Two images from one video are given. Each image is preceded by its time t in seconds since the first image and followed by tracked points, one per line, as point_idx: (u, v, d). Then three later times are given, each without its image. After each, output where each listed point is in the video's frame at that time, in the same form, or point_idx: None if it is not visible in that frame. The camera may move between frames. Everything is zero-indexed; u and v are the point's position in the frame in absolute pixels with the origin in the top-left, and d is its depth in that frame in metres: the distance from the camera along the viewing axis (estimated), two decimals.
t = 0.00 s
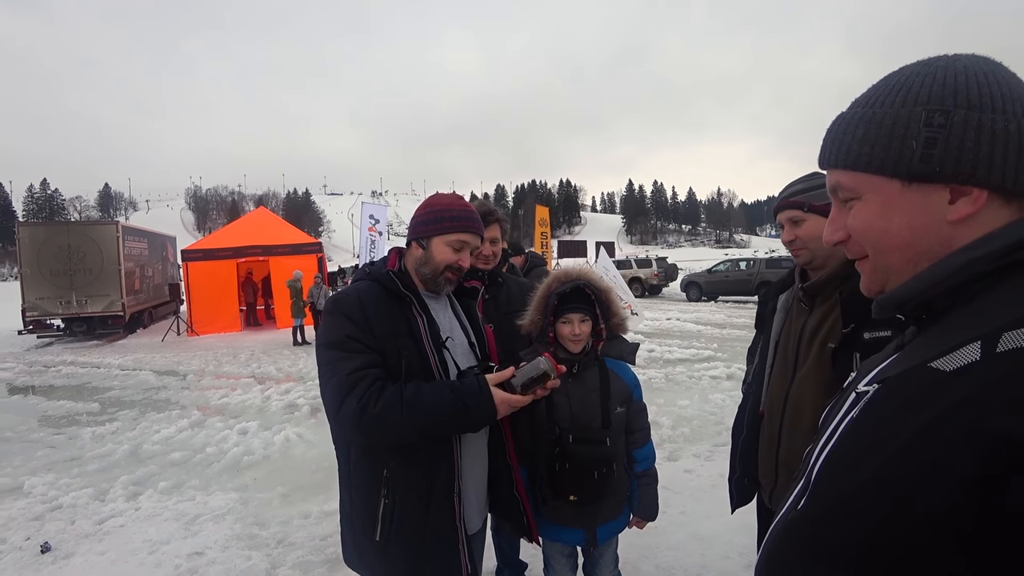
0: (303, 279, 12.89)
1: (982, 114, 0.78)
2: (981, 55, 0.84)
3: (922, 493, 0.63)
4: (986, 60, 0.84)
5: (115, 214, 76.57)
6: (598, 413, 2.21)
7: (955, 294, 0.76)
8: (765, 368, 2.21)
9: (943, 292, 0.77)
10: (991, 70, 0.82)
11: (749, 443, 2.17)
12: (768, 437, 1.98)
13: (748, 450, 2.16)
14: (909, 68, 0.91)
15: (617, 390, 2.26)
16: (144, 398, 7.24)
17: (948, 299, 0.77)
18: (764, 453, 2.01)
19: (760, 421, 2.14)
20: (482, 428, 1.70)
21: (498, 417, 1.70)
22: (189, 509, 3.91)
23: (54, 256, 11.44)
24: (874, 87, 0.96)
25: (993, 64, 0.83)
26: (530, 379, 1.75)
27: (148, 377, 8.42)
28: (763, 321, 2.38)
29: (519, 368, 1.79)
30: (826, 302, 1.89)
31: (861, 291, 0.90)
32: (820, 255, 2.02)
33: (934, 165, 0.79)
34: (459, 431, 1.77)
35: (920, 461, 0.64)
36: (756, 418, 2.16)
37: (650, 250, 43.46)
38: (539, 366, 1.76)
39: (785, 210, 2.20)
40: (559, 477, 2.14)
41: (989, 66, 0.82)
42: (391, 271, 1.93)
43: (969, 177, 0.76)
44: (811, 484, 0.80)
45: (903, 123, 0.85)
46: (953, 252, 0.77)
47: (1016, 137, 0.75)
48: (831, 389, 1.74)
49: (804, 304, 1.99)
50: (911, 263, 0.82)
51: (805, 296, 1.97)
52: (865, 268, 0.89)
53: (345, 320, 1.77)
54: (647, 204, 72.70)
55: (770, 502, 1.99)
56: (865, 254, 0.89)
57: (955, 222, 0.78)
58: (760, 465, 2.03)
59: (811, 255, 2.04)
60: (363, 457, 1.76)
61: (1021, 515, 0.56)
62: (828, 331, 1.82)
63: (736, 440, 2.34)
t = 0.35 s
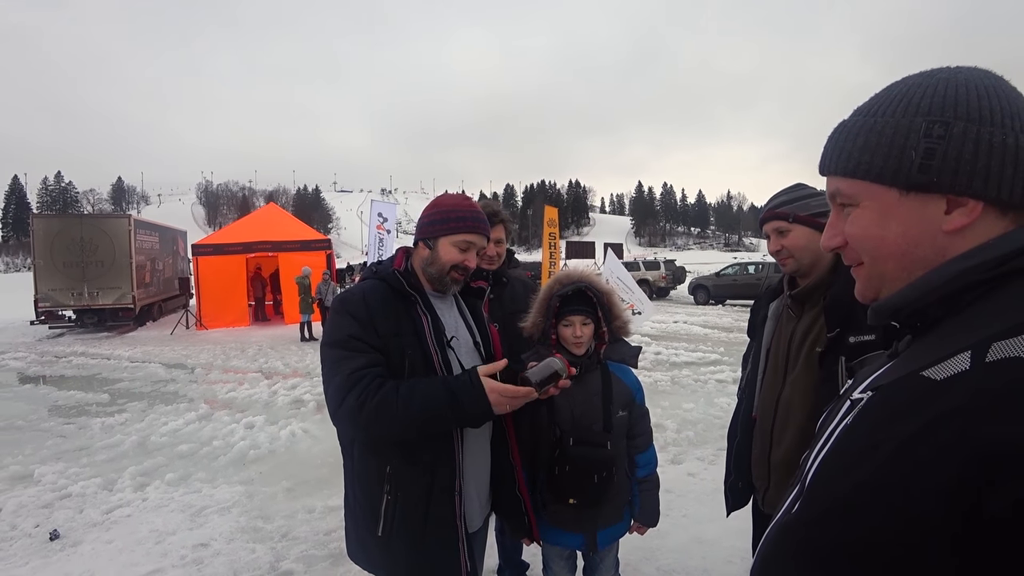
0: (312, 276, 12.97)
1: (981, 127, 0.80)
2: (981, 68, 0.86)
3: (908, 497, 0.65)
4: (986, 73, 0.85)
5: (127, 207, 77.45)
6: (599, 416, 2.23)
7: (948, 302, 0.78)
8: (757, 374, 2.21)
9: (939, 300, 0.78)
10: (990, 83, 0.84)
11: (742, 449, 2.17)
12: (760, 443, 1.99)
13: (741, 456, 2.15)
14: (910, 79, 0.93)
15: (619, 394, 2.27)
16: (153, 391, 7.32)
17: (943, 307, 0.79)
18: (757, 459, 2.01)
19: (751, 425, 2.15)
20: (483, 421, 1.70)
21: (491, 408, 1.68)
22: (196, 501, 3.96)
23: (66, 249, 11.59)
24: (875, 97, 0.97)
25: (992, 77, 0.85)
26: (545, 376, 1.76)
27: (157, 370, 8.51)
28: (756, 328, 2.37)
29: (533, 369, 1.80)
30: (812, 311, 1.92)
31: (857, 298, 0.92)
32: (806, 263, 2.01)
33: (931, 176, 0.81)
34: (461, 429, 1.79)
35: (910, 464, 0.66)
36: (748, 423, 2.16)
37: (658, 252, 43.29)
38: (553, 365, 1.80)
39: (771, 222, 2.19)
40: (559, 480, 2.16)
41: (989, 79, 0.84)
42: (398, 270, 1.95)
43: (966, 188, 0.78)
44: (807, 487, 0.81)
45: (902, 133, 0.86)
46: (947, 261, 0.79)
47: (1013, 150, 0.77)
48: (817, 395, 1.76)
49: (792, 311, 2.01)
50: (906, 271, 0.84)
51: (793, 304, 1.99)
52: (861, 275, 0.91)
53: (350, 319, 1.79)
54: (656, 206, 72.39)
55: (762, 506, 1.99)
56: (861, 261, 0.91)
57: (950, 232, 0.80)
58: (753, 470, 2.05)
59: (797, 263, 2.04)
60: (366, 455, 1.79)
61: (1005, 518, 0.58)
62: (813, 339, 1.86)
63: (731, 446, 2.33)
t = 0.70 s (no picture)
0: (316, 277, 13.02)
1: (973, 128, 0.80)
2: (972, 70, 0.87)
3: (904, 497, 0.66)
4: (977, 74, 0.86)
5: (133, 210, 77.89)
6: (602, 419, 2.23)
7: (945, 303, 0.78)
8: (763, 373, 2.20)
9: (935, 301, 0.79)
10: (980, 84, 0.84)
11: (744, 448, 2.16)
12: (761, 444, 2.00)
13: (743, 457, 2.16)
14: (902, 81, 0.93)
15: (623, 397, 2.27)
16: (159, 392, 7.37)
17: (940, 308, 0.79)
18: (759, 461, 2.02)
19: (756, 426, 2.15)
20: (481, 411, 1.70)
21: (489, 390, 1.70)
22: (202, 502, 3.99)
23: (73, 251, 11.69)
24: (868, 100, 0.98)
25: (982, 78, 0.85)
26: (548, 373, 1.80)
27: (163, 372, 8.57)
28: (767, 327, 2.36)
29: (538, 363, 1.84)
30: (825, 310, 1.91)
31: (855, 299, 0.93)
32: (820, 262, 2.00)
33: (924, 178, 0.81)
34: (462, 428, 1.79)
35: (907, 465, 0.66)
36: (753, 423, 2.17)
37: (662, 252, 43.20)
38: (557, 360, 1.83)
39: (783, 220, 2.24)
40: (561, 484, 2.16)
41: (979, 81, 0.84)
42: (398, 272, 1.95)
43: (959, 190, 0.78)
44: (806, 487, 0.81)
45: (895, 135, 0.87)
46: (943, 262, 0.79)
47: (1006, 150, 0.77)
48: (823, 397, 1.76)
49: (804, 311, 2.00)
50: (902, 273, 0.84)
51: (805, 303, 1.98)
52: (858, 277, 0.91)
53: (351, 322, 1.81)
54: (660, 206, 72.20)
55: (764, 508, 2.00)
56: (858, 264, 0.92)
57: (945, 234, 0.80)
58: (755, 471, 2.05)
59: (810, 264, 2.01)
60: (369, 455, 1.80)
61: (1000, 519, 0.58)
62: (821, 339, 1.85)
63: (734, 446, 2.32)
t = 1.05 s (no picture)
0: (319, 279, 13.05)
1: (978, 126, 0.80)
2: (977, 67, 0.87)
3: (905, 495, 0.65)
4: (984, 71, 0.86)
5: (136, 212, 78.34)
6: (609, 426, 2.21)
7: (951, 301, 0.78)
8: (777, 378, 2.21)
9: (941, 299, 0.79)
10: (985, 81, 0.84)
11: (759, 453, 2.18)
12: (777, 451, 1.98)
13: (758, 464, 2.17)
14: (907, 79, 0.93)
15: (632, 403, 2.26)
16: (162, 394, 7.38)
17: (946, 306, 0.79)
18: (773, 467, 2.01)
19: (770, 432, 2.15)
20: (483, 413, 1.70)
21: (491, 394, 1.69)
22: (205, 503, 4.00)
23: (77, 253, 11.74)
24: (873, 98, 0.98)
25: (988, 74, 0.85)
26: (548, 368, 1.80)
27: (166, 373, 8.58)
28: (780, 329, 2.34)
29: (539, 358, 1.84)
30: (841, 315, 1.87)
31: (860, 297, 0.92)
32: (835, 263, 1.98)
33: (929, 176, 0.81)
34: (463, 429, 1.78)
35: (908, 463, 0.66)
36: (767, 429, 2.16)
37: (665, 253, 43.21)
38: (556, 354, 1.83)
39: (795, 218, 2.30)
40: (565, 489, 2.16)
41: (984, 78, 0.85)
42: (401, 273, 1.96)
43: (964, 187, 0.78)
44: (810, 485, 0.81)
45: (900, 133, 0.87)
46: (947, 260, 0.79)
47: (1012, 147, 0.77)
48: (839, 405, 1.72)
49: (818, 315, 1.97)
50: (907, 271, 0.84)
51: (819, 308, 1.95)
52: (863, 275, 0.91)
53: (353, 323, 1.81)
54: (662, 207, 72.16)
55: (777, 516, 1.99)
56: (862, 262, 0.91)
57: (950, 231, 0.80)
58: (770, 478, 2.03)
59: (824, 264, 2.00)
60: (371, 457, 1.80)
61: (1001, 516, 0.58)
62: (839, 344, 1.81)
63: (748, 452, 2.34)
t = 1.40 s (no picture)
0: (320, 280, 13.06)
1: (984, 121, 0.80)
2: (986, 63, 0.86)
3: (906, 493, 0.65)
4: (992, 68, 0.86)
5: (137, 213, 78.35)
6: (617, 432, 2.22)
7: (953, 300, 0.78)
8: (783, 379, 2.21)
9: (943, 297, 0.79)
10: (994, 76, 0.84)
11: (761, 453, 2.17)
12: (781, 450, 1.97)
13: (758, 465, 2.17)
14: (915, 74, 0.93)
15: (641, 408, 2.24)
16: (163, 395, 7.38)
17: (947, 305, 0.79)
18: (775, 469, 2.00)
19: (773, 435, 2.15)
20: (485, 416, 1.70)
21: (495, 398, 1.69)
22: (205, 504, 3.99)
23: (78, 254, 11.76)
24: (879, 94, 0.98)
25: (995, 70, 0.85)
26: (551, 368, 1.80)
27: (167, 374, 8.59)
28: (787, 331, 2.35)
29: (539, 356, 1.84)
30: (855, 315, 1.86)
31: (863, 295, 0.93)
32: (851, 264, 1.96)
33: (935, 173, 0.81)
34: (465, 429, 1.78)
35: (909, 460, 0.66)
36: (769, 432, 2.16)
37: (665, 254, 43.22)
38: (556, 350, 1.83)
39: (815, 215, 2.31)
40: (568, 494, 2.16)
41: (992, 73, 0.84)
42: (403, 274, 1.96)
43: (969, 185, 0.78)
44: (810, 483, 0.81)
45: (906, 130, 0.87)
46: (951, 257, 0.79)
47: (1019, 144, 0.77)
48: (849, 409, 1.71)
49: (832, 315, 1.98)
50: (909, 268, 0.85)
51: (833, 308, 1.97)
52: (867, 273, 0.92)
53: (354, 324, 1.81)
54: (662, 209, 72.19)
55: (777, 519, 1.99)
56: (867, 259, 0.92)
57: (955, 229, 0.80)
58: (771, 481, 2.03)
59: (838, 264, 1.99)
60: (374, 458, 1.81)
61: (1001, 514, 0.57)
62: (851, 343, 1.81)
63: (748, 454, 2.34)
